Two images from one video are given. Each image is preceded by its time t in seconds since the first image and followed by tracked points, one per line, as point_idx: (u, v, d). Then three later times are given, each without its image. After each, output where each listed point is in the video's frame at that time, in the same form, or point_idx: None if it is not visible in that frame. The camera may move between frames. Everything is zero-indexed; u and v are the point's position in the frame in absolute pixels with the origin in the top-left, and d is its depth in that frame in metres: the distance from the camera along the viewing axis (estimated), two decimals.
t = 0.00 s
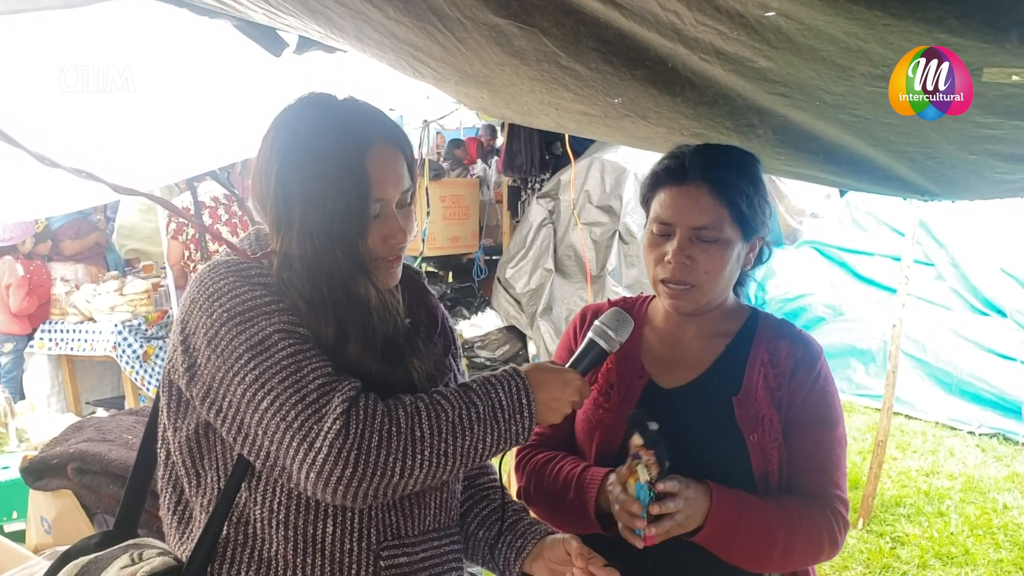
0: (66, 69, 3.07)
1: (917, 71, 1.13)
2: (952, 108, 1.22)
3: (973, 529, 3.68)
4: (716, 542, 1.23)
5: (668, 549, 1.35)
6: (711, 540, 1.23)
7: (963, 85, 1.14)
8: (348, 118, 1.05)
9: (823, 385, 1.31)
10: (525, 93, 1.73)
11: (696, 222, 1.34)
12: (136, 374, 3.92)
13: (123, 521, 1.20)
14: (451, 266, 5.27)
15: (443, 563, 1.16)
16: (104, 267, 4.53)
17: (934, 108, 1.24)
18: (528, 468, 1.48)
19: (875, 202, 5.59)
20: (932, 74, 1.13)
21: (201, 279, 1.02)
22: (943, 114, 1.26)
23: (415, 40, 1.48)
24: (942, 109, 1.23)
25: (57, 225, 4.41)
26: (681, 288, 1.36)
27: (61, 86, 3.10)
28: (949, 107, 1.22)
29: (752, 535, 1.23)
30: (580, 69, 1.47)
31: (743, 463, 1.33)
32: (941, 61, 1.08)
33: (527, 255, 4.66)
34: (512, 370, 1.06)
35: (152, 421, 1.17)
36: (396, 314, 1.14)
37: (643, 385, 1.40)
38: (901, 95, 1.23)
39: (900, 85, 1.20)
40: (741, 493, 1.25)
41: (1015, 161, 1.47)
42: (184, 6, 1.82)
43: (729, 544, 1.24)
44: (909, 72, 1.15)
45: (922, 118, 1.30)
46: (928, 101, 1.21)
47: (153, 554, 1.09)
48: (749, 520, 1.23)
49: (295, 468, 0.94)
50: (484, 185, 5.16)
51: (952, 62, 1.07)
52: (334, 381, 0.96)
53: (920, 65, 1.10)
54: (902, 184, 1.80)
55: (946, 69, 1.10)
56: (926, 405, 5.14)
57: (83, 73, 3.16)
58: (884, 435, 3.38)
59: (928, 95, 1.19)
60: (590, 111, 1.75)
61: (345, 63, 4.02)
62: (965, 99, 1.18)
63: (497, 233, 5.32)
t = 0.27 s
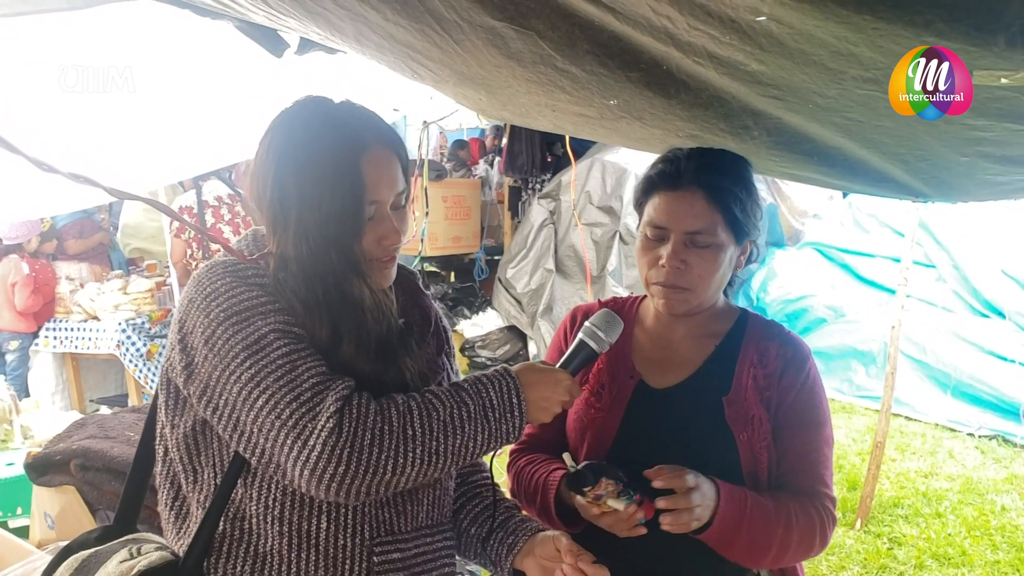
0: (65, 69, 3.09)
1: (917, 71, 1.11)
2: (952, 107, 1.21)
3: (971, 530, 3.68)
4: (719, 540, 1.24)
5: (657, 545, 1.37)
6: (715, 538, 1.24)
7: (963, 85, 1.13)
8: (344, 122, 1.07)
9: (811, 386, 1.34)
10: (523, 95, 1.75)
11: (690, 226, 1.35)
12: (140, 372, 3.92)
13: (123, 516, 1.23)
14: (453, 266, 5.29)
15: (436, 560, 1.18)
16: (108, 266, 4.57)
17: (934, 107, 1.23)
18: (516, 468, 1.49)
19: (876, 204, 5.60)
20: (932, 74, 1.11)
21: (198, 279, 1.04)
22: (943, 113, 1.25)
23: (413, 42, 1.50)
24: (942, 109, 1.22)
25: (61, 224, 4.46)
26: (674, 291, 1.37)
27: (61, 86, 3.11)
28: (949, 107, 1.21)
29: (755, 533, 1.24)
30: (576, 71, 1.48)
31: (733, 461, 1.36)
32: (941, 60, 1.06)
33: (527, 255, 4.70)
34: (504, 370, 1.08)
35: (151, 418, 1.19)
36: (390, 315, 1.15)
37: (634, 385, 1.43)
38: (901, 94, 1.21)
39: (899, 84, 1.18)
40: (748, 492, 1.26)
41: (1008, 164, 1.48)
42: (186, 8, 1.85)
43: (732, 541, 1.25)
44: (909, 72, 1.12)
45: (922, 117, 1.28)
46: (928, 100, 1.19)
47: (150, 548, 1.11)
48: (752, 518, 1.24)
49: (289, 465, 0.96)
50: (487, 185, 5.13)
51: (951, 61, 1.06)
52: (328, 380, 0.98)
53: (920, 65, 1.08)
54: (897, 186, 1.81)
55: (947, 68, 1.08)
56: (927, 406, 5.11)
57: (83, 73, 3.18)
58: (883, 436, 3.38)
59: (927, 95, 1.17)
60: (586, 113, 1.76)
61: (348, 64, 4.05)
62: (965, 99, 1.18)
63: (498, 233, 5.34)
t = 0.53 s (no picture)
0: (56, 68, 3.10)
1: (917, 71, 1.10)
2: (952, 107, 1.20)
3: (968, 531, 3.69)
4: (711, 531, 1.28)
5: (651, 541, 1.40)
6: (707, 529, 1.28)
7: (963, 85, 1.12)
8: (344, 126, 1.09)
9: (801, 386, 1.38)
10: (523, 96, 1.76)
11: (687, 230, 1.37)
12: (143, 371, 3.91)
13: (125, 510, 1.25)
14: (454, 266, 5.31)
15: (433, 556, 1.19)
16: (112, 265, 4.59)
17: (934, 107, 1.22)
18: (516, 465, 1.53)
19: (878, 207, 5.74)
20: (932, 74, 1.10)
21: (200, 278, 1.05)
22: (943, 113, 1.24)
23: (415, 44, 1.51)
24: (942, 109, 1.21)
25: (65, 223, 4.45)
26: (671, 293, 1.39)
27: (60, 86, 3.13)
28: (949, 107, 1.20)
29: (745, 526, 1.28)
30: (576, 72, 1.50)
31: (725, 459, 1.40)
32: (941, 60, 1.05)
33: (528, 256, 4.71)
34: (500, 369, 1.09)
35: (153, 415, 1.21)
36: (388, 315, 1.17)
37: (628, 385, 1.46)
38: (900, 94, 1.20)
39: (900, 84, 1.17)
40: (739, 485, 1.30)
41: (1003, 168, 1.50)
42: (192, 9, 1.87)
43: (722, 534, 1.29)
44: (909, 72, 1.12)
45: (921, 116, 1.27)
46: (929, 101, 1.19)
47: (152, 543, 1.12)
48: (745, 515, 1.28)
49: (289, 462, 0.97)
50: (489, 187, 5.17)
51: (952, 61, 1.05)
52: (327, 378, 1.00)
53: (920, 65, 1.07)
54: (894, 188, 1.82)
55: (947, 69, 1.07)
56: (926, 409, 5.08)
57: (83, 72, 3.19)
58: (880, 438, 3.39)
59: (928, 94, 1.16)
60: (586, 114, 1.78)
61: (351, 65, 4.07)
62: (965, 99, 1.16)
63: (500, 234, 5.36)
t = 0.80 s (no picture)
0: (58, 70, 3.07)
1: (917, 71, 1.11)
2: (952, 107, 1.20)
3: (967, 532, 3.69)
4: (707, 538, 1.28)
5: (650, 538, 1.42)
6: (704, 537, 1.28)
7: (963, 85, 1.13)
8: (347, 126, 1.10)
9: (797, 387, 1.40)
10: (524, 99, 1.78)
11: (684, 229, 1.39)
12: (145, 372, 3.99)
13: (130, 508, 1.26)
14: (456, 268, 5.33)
15: (435, 553, 1.21)
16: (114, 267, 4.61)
17: (934, 107, 1.22)
18: (515, 463, 1.55)
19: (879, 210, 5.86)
20: (932, 74, 1.11)
21: (206, 278, 1.07)
22: (944, 113, 1.25)
23: (418, 47, 1.53)
24: (942, 109, 1.22)
25: (68, 225, 4.42)
26: (668, 292, 1.41)
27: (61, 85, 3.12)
28: (948, 106, 1.20)
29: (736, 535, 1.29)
30: (578, 74, 1.52)
31: (719, 459, 1.42)
32: (941, 60, 1.06)
33: (530, 258, 4.73)
34: (500, 367, 1.11)
35: (158, 414, 1.22)
36: (390, 314, 1.18)
37: (625, 384, 1.49)
38: (900, 94, 1.21)
39: (900, 84, 1.18)
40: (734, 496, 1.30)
41: (999, 170, 1.51)
42: (195, 11, 1.88)
43: (715, 543, 1.29)
44: (909, 72, 1.13)
45: (921, 117, 1.28)
46: (928, 100, 1.19)
47: (157, 540, 1.14)
48: (738, 520, 1.28)
49: (293, 459, 0.99)
50: (490, 189, 5.19)
51: (952, 62, 1.06)
52: (330, 377, 1.01)
53: (920, 65, 1.08)
54: (893, 191, 1.83)
55: (947, 68, 1.08)
56: (926, 411, 5.07)
57: (84, 73, 3.20)
58: (881, 439, 3.39)
59: (927, 95, 1.17)
60: (587, 116, 1.80)
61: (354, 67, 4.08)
62: (965, 99, 1.17)
63: (502, 236, 5.38)
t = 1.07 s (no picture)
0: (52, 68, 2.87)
1: (917, 71, 1.10)
2: (952, 107, 1.21)
3: (972, 533, 3.69)
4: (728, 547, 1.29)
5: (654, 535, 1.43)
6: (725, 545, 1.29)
7: (963, 85, 1.13)
8: (353, 129, 1.12)
9: (798, 386, 1.42)
10: (530, 101, 1.79)
11: (684, 230, 1.40)
12: (154, 374, 3.96)
13: (140, 506, 1.28)
14: (462, 269, 5.35)
15: (441, 551, 1.22)
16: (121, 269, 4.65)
17: (933, 107, 1.22)
18: (517, 460, 1.56)
19: (885, 212, 5.85)
20: (932, 74, 1.11)
21: (215, 279, 1.08)
22: (944, 113, 1.25)
23: (424, 50, 1.55)
24: (942, 109, 1.22)
25: (76, 227, 4.43)
26: (669, 293, 1.42)
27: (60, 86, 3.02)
28: (948, 107, 1.21)
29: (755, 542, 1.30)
30: (583, 77, 1.53)
31: (720, 459, 1.43)
32: (941, 60, 1.06)
33: (536, 259, 4.75)
34: (505, 366, 1.12)
35: (168, 413, 1.24)
36: (397, 314, 1.20)
37: (627, 385, 1.50)
38: (900, 94, 1.21)
39: (900, 85, 1.18)
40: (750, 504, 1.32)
41: (1002, 171, 1.51)
42: (203, 15, 1.90)
43: (731, 553, 1.30)
44: (909, 72, 1.13)
45: (921, 117, 1.27)
46: (928, 101, 1.19)
47: (167, 538, 1.15)
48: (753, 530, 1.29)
49: (301, 457, 1.00)
50: (496, 190, 5.20)
51: (952, 62, 1.06)
52: (338, 376, 1.02)
53: (920, 65, 1.08)
54: (896, 192, 1.84)
55: (947, 68, 1.08)
56: (933, 413, 5.08)
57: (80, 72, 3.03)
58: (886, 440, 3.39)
59: (928, 94, 1.17)
60: (592, 118, 1.81)
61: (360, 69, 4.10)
62: (964, 99, 1.17)
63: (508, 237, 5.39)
